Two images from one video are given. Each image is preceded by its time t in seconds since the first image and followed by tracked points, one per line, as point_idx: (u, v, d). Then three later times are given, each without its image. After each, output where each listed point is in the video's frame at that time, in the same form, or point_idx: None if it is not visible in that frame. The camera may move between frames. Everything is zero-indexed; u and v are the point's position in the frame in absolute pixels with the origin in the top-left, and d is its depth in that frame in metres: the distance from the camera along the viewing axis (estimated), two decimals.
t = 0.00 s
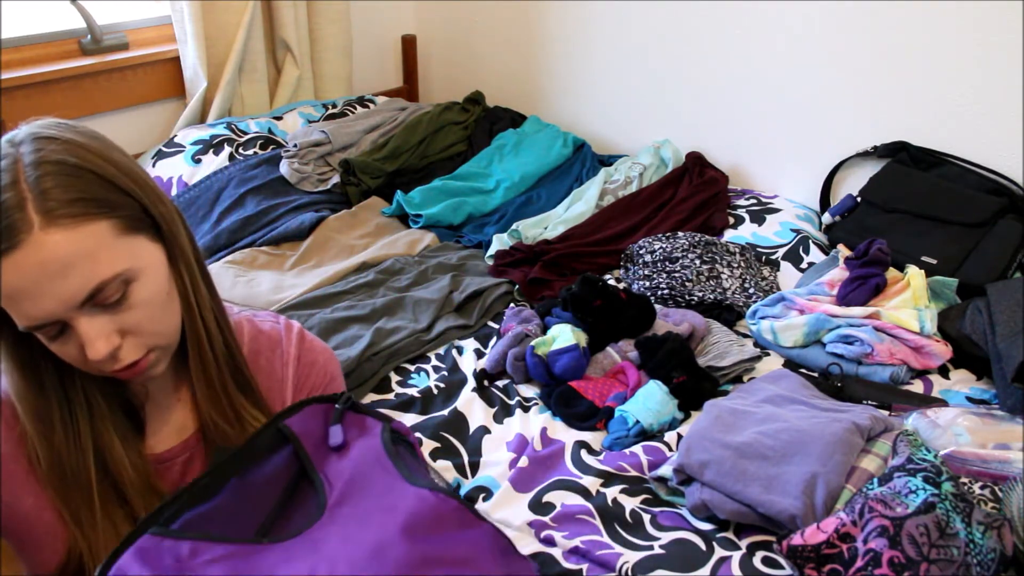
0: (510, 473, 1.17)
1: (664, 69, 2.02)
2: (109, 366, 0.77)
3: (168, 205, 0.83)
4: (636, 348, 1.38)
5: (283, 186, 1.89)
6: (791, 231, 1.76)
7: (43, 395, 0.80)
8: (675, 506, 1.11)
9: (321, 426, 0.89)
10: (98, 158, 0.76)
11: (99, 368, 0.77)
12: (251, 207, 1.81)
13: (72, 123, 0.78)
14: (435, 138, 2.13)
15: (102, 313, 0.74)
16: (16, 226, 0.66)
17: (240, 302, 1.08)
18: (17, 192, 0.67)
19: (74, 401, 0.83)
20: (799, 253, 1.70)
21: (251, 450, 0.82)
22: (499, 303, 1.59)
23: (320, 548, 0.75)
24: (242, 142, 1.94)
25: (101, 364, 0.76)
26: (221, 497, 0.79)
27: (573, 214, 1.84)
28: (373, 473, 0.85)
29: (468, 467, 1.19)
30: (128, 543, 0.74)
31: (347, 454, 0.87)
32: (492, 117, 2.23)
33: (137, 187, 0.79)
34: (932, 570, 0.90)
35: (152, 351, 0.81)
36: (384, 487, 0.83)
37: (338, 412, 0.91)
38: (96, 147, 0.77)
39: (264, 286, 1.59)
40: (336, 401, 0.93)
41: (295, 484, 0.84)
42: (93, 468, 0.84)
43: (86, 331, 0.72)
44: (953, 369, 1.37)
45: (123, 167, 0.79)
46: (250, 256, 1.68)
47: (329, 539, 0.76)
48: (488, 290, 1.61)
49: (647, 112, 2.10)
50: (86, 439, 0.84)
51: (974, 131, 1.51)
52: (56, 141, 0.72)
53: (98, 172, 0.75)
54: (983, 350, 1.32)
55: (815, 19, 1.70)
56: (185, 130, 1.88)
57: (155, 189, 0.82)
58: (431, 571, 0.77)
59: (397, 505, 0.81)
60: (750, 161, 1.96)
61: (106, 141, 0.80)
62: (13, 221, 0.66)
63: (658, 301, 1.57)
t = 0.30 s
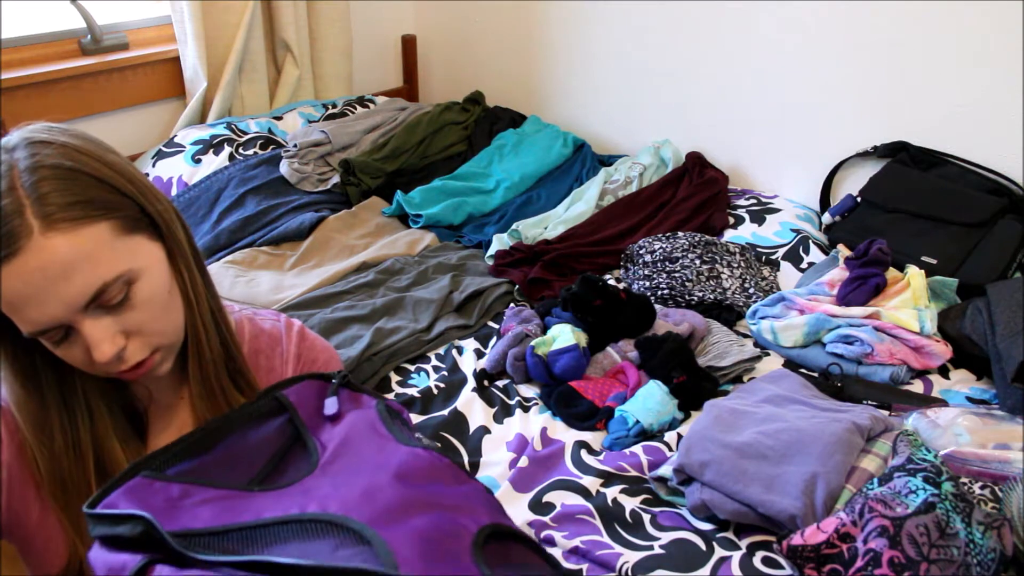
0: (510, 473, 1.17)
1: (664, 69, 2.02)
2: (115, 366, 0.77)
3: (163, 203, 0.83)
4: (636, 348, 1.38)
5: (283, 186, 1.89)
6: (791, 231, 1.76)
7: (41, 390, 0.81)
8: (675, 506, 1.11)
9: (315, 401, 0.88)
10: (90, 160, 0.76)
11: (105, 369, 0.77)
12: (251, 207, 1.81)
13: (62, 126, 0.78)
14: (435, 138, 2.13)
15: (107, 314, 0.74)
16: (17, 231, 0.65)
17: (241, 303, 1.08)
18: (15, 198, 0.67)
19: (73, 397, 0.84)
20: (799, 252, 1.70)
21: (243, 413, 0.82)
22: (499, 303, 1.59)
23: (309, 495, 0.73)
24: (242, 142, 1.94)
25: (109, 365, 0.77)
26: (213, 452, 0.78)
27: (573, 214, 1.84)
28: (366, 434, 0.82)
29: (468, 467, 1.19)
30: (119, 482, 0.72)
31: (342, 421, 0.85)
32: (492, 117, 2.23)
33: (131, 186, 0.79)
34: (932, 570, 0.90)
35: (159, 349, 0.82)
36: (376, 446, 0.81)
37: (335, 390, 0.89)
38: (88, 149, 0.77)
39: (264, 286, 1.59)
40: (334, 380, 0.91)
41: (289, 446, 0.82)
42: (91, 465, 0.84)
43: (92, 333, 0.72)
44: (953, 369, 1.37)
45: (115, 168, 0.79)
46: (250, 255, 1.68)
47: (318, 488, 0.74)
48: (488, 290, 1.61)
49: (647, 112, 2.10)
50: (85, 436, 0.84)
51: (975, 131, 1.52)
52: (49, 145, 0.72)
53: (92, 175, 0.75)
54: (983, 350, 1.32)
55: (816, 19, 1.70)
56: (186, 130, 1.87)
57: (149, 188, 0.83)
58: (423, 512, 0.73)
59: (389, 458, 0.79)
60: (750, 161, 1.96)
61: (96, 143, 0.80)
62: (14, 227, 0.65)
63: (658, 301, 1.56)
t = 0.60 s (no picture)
0: (510, 473, 1.17)
1: (664, 69, 2.02)
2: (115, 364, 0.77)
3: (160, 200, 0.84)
4: (636, 348, 1.38)
5: (283, 186, 1.89)
6: (791, 231, 1.76)
7: (38, 385, 0.81)
8: (675, 506, 1.11)
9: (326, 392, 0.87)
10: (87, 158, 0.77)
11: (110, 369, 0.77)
12: (250, 207, 1.81)
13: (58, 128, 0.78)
14: (436, 137, 2.13)
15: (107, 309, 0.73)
16: (11, 227, 0.65)
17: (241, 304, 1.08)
18: (12, 195, 0.67)
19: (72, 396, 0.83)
20: (799, 253, 1.70)
21: (253, 408, 0.79)
22: (499, 303, 1.59)
23: (332, 477, 0.73)
24: (242, 143, 1.94)
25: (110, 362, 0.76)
26: (228, 445, 0.77)
27: (572, 214, 1.84)
28: (383, 423, 0.83)
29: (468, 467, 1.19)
30: (143, 466, 0.71)
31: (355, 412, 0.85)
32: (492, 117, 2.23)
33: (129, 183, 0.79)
34: (932, 570, 0.90)
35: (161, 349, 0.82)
36: (393, 433, 0.81)
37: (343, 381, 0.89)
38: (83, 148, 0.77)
39: (264, 286, 1.59)
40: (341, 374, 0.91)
41: (303, 436, 0.81)
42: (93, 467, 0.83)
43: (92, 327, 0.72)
44: (953, 369, 1.37)
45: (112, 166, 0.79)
46: (250, 255, 1.68)
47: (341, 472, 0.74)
48: (488, 290, 1.61)
49: (647, 112, 2.11)
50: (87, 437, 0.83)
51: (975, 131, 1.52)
52: (45, 144, 0.73)
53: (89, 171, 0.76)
54: (983, 350, 1.32)
55: (815, 19, 1.70)
56: (186, 130, 1.86)
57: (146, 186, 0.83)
58: (451, 489, 0.75)
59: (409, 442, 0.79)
60: (750, 161, 1.96)
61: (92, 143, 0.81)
62: (9, 223, 0.65)
63: (658, 301, 1.56)
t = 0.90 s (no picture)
0: (510, 473, 1.17)
1: (664, 69, 2.02)
2: (139, 321, 0.80)
3: (182, 149, 0.83)
4: (636, 348, 1.38)
5: (283, 186, 1.89)
6: (791, 231, 1.76)
7: (58, 361, 0.80)
8: (675, 506, 1.11)
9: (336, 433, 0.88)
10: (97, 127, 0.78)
11: (140, 329, 0.80)
12: (251, 207, 1.81)
13: (81, 105, 0.82)
14: (436, 137, 2.13)
15: (121, 266, 0.77)
16: None
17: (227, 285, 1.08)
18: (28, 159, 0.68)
19: (84, 392, 0.82)
20: (799, 253, 1.70)
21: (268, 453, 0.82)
22: (499, 303, 1.59)
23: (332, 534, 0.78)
24: (242, 142, 1.94)
25: (134, 319, 0.79)
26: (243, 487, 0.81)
27: (572, 214, 1.84)
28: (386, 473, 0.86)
29: (468, 467, 1.19)
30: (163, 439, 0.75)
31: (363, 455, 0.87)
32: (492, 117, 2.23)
33: (142, 137, 0.79)
34: (932, 570, 0.90)
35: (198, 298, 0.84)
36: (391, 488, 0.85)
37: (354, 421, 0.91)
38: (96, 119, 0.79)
39: (264, 286, 1.60)
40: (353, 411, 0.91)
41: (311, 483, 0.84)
42: (92, 463, 0.82)
43: (110, 285, 0.76)
44: (953, 369, 1.37)
45: (127, 124, 0.79)
46: (250, 255, 1.68)
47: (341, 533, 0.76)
48: (488, 290, 1.61)
49: (647, 112, 2.10)
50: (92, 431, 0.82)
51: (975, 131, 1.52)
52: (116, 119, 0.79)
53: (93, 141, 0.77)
54: (983, 350, 1.32)
55: (815, 19, 1.70)
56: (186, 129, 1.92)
57: (166, 135, 0.82)
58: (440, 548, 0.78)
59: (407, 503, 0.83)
60: (750, 161, 1.96)
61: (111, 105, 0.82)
62: None
63: (658, 301, 1.56)
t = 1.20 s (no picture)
0: (510, 473, 1.17)
1: (664, 69, 2.02)
2: (139, 335, 0.80)
3: (173, 155, 0.82)
4: (636, 348, 1.38)
5: (283, 186, 1.89)
6: (791, 231, 1.76)
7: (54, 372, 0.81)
8: (675, 506, 1.11)
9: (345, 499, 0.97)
10: (86, 133, 0.77)
11: (140, 342, 0.80)
12: (251, 207, 1.81)
13: (67, 112, 0.80)
14: (436, 138, 2.13)
15: (116, 279, 0.77)
16: None
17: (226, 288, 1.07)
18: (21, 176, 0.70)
19: (82, 409, 0.82)
20: (799, 252, 1.70)
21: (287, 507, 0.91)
22: (499, 303, 1.59)
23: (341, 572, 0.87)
24: (242, 142, 1.94)
25: (132, 331, 0.79)
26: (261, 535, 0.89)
27: (572, 214, 1.84)
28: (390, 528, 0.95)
29: (468, 467, 1.19)
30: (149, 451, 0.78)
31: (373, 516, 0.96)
32: (492, 117, 2.23)
33: (133, 144, 0.78)
34: (932, 570, 0.90)
35: (195, 306, 0.84)
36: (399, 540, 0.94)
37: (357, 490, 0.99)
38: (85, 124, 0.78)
39: (264, 286, 1.60)
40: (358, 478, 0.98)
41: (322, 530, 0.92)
42: (92, 480, 0.83)
43: (109, 298, 0.76)
44: (953, 369, 1.37)
45: (116, 129, 0.78)
46: (250, 255, 1.69)
47: (352, 567, 0.87)
48: (488, 290, 1.61)
49: (647, 112, 2.10)
50: (91, 449, 0.83)
51: (975, 131, 1.52)
52: (104, 132, 0.77)
53: (83, 149, 0.76)
54: (983, 350, 1.32)
55: (815, 19, 1.70)
56: (186, 130, 1.91)
57: (157, 141, 0.81)
58: None
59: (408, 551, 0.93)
60: (750, 161, 1.96)
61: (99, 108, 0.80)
62: None
63: (658, 300, 1.56)
